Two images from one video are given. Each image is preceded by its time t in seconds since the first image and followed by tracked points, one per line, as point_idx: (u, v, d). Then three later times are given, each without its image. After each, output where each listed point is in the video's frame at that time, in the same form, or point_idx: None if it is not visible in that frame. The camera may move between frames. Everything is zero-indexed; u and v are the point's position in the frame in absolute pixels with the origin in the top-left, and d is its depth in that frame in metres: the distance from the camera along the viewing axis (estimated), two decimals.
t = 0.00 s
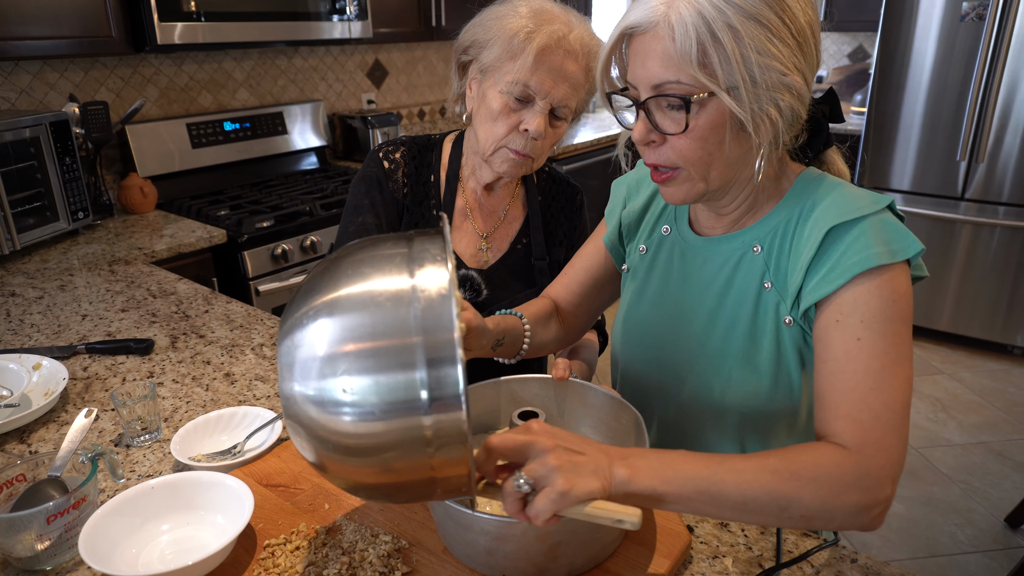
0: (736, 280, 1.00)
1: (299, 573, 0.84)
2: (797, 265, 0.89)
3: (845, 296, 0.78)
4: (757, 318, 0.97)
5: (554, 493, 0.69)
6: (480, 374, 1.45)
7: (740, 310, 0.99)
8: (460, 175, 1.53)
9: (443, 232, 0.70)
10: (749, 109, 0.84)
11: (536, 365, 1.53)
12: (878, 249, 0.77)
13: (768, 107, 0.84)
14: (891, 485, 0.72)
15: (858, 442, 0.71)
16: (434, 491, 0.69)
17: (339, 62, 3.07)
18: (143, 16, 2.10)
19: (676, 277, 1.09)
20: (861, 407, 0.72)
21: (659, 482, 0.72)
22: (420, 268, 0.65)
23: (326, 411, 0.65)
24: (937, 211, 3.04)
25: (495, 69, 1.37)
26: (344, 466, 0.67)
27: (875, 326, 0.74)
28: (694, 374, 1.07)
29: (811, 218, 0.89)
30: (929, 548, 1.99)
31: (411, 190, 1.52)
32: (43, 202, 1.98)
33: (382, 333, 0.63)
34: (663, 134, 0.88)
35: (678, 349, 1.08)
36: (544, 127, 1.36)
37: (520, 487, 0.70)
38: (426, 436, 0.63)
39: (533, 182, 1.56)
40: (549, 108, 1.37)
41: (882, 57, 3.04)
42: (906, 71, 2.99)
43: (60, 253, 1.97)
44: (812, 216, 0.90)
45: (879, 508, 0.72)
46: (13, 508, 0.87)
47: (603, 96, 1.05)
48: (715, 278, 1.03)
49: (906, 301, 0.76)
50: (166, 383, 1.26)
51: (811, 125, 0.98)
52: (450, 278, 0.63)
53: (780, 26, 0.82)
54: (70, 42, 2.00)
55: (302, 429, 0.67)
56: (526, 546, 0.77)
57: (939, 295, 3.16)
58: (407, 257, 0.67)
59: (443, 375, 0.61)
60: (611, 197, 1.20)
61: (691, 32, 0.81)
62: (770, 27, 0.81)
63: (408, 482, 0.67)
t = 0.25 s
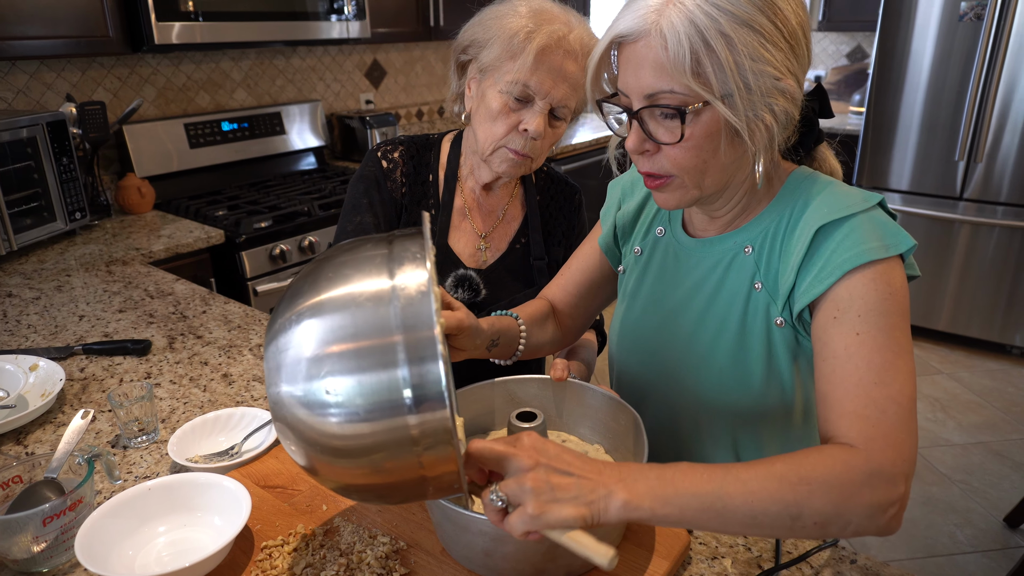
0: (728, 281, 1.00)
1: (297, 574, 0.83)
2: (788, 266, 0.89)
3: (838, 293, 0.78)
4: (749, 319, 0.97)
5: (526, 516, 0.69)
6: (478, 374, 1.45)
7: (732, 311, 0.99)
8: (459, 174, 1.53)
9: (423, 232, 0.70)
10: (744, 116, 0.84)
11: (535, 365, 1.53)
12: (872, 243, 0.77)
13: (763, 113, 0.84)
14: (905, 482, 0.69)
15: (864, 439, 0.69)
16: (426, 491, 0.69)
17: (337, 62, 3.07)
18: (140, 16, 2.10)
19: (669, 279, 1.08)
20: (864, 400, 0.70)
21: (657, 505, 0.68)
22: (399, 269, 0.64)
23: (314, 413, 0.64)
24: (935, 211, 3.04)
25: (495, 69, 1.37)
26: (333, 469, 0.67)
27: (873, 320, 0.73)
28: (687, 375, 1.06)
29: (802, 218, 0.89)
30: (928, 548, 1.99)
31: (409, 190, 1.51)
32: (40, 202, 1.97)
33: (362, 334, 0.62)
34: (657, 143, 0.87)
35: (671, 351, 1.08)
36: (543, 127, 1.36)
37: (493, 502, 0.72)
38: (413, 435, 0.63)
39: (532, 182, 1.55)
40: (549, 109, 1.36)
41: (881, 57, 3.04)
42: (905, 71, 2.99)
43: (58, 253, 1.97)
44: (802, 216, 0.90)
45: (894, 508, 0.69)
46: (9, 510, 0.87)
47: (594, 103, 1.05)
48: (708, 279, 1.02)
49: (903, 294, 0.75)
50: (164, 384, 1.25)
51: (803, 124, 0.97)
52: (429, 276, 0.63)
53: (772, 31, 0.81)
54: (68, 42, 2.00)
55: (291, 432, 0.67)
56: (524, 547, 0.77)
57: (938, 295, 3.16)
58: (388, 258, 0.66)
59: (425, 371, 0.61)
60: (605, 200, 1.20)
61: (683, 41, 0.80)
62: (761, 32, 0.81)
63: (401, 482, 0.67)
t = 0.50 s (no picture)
0: (728, 293, 0.99)
1: None
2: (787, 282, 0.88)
3: (842, 310, 0.77)
4: (748, 332, 0.97)
5: (526, 550, 0.70)
6: (477, 375, 1.44)
7: (731, 323, 0.99)
8: (458, 175, 1.52)
9: (426, 232, 0.69)
10: (741, 112, 0.84)
11: (534, 366, 1.53)
12: (877, 260, 0.77)
13: (761, 111, 0.84)
14: (926, 504, 0.68)
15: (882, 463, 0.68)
16: (431, 491, 0.68)
17: (336, 62, 3.06)
18: (137, 15, 2.09)
19: (667, 287, 1.08)
20: (879, 423, 0.70)
21: (673, 547, 0.66)
22: (405, 268, 0.64)
23: (317, 413, 0.64)
24: (934, 211, 3.04)
25: (495, 69, 1.37)
26: (336, 470, 0.67)
27: (882, 339, 0.73)
28: (686, 386, 1.06)
29: (800, 231, 0.89)
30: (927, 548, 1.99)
31: (408, 190, 1.51)
32: (37, 202, 1.96)
33: (369, 331, 0.62)
34: (654, 137, 0.87)
35: (670, 360, 1.08)
36: (544, 129, 1.36)
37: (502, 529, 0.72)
38: (421, 434, 0.63)
39: (531, 182, 1.55)
40: (550, 110, 1.36)
41: (880, 57, 3.04)
42: (904, 71, 2.99)
43: (55, 253, 1.96)
44: (801, 229, 0.89)
45: (918, 534, 0.68)
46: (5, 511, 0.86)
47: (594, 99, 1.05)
48: (707, 289, 1.02)
49: (909, 311, 0.75)
50: (161, 385, 1.25)
51: (803, 127, 0.98)
52: (435, 276, 0.63)
53: (773, 27, 0.81)
54: (65, 42, 1.99)
55: (293, 432, 0.67)
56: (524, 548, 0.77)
57: (936, 295, 3.17)
58: (392, 258, 0.66)
59: (434, 370, 0.61)
60: (604, 200, 1.20)
61: (682, 33, 0.80)
62: (762, 28, 0.80)
63: (406, 483, 0.67)
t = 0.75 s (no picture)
0: (732, 298, 0.99)
1: None
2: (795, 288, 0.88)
3: (860, 319, 0.77)
4: (753, 337, 0.97)
5: (579, 512, 0.67)
6: (477, 375, 1.44)
7: (736, 329, 0.98)
8: (457, 175, 1.52)
9: (409, 233, 0.69)
10: (740, 113, 0.83)
11: (533, 367, 1.52)
12: (886, 269, 0.77)
13: (761, 112, 0.84)
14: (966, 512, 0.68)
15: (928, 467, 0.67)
16: (424, 494, 0.68)
17: (334, 62, 3.06)
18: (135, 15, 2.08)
19: (669, 290, 1.08)
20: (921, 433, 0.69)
21: (725, 523, 0.66)
22: (387, 272, 0.64)
23: (305, 418, 0.64)
24: (932, 211, 3.04)
25: (494, 70, 1.37)
26: (326, 475, 0.67)
27: (904, 349, 0.72)
28: (688, 389, 1.06)
29: (807, 237, 0.89)
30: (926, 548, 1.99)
31: (407, 191, 1.50)
32: (34, 203, 1.96)
33: (352, 335, 0.62)
34: (652, 138, 0.87)
35: (672, 364, 1.08)
36: (543, 130, 1.36)
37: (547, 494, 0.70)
38: (409, 437, 0.62)
39: (530, 183, 1.55)
40: (549, 112, 1.36)
41: (878, 57, 3.04)
42: (902, 71, 2.99)
43: (52, 254, 1.96)
44: (808, 235, 0.89)
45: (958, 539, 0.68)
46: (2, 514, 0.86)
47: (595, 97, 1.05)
48: (710, 292, 1.02)
49: (926, 318, 0.75)
50: (159, 386, 1.24)
51: (807, 131, 0.98)
52: (416, 277, 0.62)
53: (775, 28, 0.81)
54: (62, 42, 1.99)
55: (283, 438, 0.66)
56: (523, 549, 0.76)
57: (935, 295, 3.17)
58: (374, 261, 0.65)
59: (418, 371, 0.60)
60: (602, 202, 1.19)
61: (679, 33, 0.80)
62: (763, 29, 0.80)
63: (399, 487, 0.67)
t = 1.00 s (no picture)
0: (733, 296, 0.99)
1: None
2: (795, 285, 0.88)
3: (853, 312, 0.77)
4: (755, 334, 0.96)
5: (562, 499, 0.68)
6: (475, 376, 1.44)
7: (738, 326, 0.98)
8: (454, 175, 1.52)
9: (407, 235, 0.69)
10: (744, 112, 0.83)
11: (531, 367, 1.52)
12: (883, 264, 0.77)
13: (764, 111, 0.84)
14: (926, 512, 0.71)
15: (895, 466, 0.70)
16: (421, 496, 0.68)
17: (332, 62, 3.05)
18: (133, 15, 2.08)
19: (670, 290, 1.08)
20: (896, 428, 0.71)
21: (685, 500, 0.69)
22: (384, 274, 0.64)
23: (303, 419, 0.64)
24: (930, 211, 3.05)
25: (489, 69, 1.37)
26: (324, 476, 0.66)
27: (893, 344, 0.73)
28: (691, 387, 1.06)
29: (808, 233, 0.89)
30: (925, 548, 1.99)
31: (404, 191, 1.50)
32: (32, 203, 1.95)
33: (349, 336, 0.62)
34: (655, 138, 0.87)
35: (674, 362, 1.07)
36: (539, 128, 1.36)
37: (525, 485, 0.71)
38: (404, 440, 0.62)
39: (527, 182, 1.55)
40: (544, 109, 1.36)
41: (876, 57, 3.05)
42: (900, 72, 2.99)
43: (50, 254, 1.95)
44: (809, 231, 0.89)
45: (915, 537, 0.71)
46: None
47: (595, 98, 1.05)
48: (711, 291, 1.02)
49: (918, 316, 0.76)
50: (157, 387, 1.24)
51: (807, 129, 0.98)
52: (412, 278, 0.63)
53: (776, 27, 0.81)
54: (59, 42, 1.99)
55: (281, 440, 0.66)
56: (522, 550, 0.76)
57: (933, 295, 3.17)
58: (370, 261, 0.66)
59: (415, 373, 0.60)
60: (602, 203, 1.19)
61: (682, 33, 0.80)
62: (764, 27, 0.80)
63: (396, 488, 0.67)
